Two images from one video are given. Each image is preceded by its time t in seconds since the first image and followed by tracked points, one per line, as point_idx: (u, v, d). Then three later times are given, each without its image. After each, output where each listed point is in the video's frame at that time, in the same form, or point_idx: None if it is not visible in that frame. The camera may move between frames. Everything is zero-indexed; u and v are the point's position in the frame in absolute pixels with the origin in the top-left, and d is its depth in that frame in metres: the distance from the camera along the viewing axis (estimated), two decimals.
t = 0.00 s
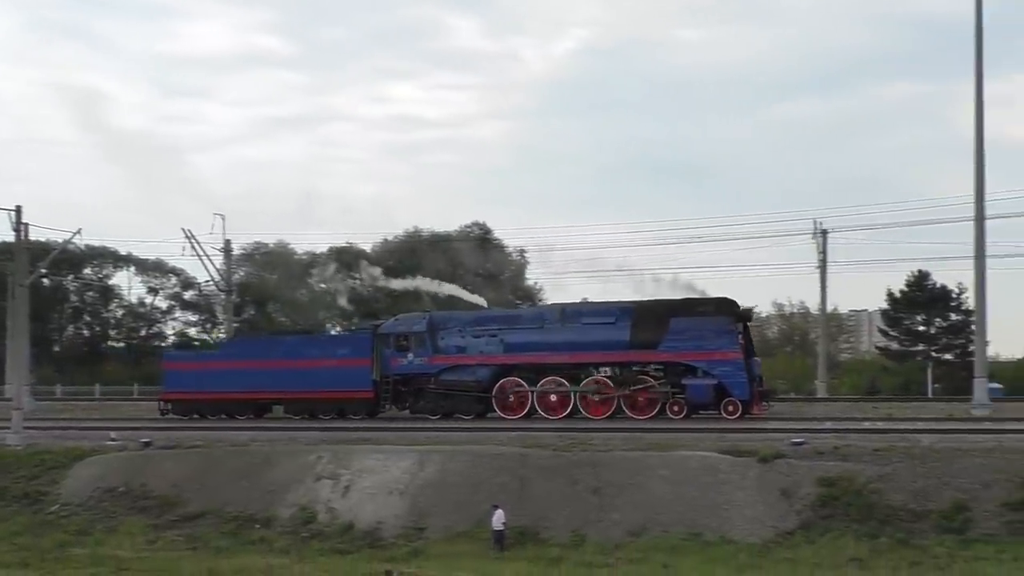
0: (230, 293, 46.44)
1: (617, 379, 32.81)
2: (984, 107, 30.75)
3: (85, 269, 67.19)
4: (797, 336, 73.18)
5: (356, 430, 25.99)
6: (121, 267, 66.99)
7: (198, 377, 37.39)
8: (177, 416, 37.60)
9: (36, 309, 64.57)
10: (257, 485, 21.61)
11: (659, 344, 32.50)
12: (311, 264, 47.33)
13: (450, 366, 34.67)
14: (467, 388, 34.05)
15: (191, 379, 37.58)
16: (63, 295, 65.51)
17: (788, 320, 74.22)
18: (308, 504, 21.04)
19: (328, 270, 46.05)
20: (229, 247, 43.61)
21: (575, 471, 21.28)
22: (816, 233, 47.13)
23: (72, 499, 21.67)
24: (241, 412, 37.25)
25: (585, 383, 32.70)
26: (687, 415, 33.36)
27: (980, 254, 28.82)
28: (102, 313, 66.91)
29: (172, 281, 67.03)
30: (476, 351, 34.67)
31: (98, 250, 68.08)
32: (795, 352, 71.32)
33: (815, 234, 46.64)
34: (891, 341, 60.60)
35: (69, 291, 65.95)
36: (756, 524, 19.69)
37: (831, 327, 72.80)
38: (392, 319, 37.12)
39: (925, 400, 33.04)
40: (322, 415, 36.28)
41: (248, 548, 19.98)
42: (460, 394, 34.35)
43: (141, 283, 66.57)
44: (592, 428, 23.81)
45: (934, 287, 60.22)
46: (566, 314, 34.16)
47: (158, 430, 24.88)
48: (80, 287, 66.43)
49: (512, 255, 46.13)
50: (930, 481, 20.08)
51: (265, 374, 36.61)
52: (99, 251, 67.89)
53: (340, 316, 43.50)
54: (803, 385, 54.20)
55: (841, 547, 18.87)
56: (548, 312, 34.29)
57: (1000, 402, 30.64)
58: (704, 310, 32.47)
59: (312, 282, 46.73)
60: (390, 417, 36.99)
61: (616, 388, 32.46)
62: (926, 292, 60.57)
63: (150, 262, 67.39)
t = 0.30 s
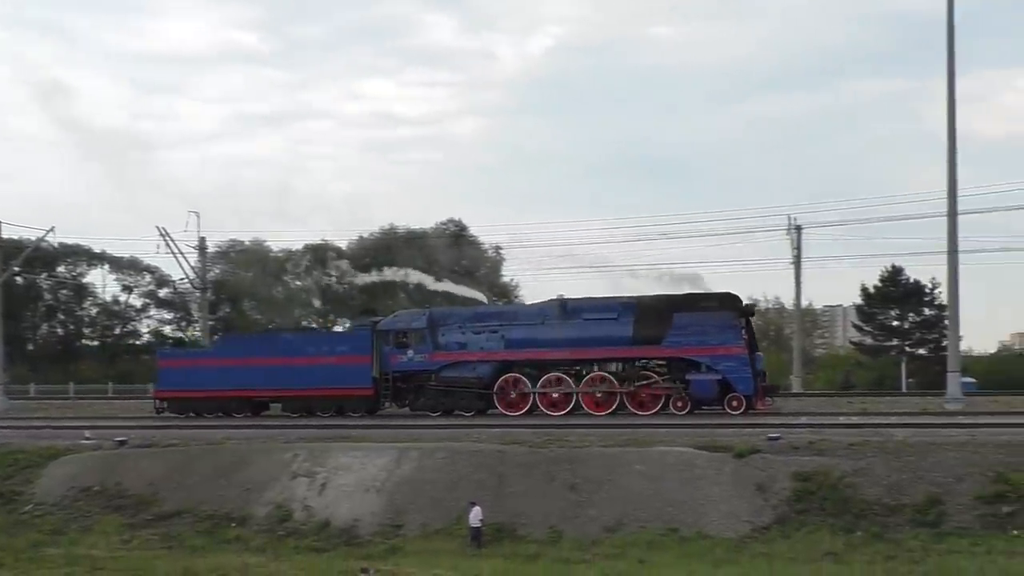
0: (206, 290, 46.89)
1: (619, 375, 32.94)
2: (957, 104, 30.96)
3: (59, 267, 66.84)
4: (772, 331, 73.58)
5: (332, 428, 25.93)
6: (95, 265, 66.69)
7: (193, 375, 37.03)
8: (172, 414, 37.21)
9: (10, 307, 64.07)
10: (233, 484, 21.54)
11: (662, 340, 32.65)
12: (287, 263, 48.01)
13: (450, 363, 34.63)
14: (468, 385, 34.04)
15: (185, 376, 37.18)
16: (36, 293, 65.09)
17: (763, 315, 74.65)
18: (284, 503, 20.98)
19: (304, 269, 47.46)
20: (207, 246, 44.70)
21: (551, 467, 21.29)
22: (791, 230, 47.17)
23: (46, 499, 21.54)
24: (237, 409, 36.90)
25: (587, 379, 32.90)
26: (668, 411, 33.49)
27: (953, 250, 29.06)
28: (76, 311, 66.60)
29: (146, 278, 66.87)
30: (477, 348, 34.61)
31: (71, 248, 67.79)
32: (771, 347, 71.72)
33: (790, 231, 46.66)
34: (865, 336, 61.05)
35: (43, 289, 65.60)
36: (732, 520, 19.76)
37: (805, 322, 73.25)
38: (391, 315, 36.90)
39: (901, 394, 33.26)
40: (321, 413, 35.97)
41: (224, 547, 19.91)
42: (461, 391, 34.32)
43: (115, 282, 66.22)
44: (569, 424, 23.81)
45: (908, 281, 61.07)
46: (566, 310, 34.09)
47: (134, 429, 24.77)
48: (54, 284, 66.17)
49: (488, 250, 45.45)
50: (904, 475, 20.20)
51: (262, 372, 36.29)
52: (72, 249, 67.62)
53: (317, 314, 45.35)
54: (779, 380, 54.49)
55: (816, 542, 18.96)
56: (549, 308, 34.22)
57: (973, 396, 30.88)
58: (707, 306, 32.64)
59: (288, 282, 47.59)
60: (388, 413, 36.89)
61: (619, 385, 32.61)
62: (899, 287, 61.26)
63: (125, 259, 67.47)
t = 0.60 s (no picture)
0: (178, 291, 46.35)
1: (620, 373, 32.93)
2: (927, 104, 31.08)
3: (30, 267, 66.52)
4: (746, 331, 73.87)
5: (304, 427, 25.87)
6: (67, 264, 66.31)
7: (188, 374, 36.75)
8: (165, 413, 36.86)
9: None
10: (206, 484, 21.46)
11: (664, 338, 32.61)
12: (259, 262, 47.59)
13: (449, 362, 34.72)
14: (467, 384, 34.18)
15: (180, 376, 36.87)
16: (7, 293, 65.02)
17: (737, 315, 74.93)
18: (257, 503, 20.91)
19: (277, 268, 46.78)
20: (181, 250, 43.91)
21: (525, 467, 21.29)
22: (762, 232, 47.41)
23: (17, 501, 21.43)
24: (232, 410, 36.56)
25: (587, 380, 32.85)
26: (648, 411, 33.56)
27: (924, 248, 29.18)
28: (48, 311, 66.11)
29: (118, 278, 66.70)
30: (475, 347, 34.67)
31: (43, 248, 67.40)
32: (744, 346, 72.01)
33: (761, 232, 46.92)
34: (837, 335, 61.34)
35: (14, 289, 65.48)
36: (705, 518, 19.80)
37: (779, 320, 73.61)
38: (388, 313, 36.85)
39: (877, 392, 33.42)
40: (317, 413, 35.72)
41: (197, 548, 19.83)
42: (460, 390, 34.48)
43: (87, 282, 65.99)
44: (543, 424, 23.81)
45: (879, 280, 61.10)
46: (566, 309, 34.09)
47: (104, 429, 24.65)
48: (25, 284, 66.01)
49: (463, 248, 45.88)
50: (876, 473, 20.29)
51: (258, 371, 36.05)
52: (43, 249, 67.24)
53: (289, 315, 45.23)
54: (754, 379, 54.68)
55: (789, 540, 19.02)
56: (548, 307, 34.23)
57: (945, 394, 31.10)
58: (709, 303, 32.58)
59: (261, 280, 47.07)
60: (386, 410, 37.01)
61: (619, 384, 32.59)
62: (871, 286, 61.58)
63: (97, 259, 67.15)
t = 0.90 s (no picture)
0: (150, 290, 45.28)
1: (619, 371, 32.94)
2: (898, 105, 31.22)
3: None
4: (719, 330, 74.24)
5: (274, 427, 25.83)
6: (37, 263, 65.78)
7: (182, 374, 36.60)
8: (159, 413, 36.70)
9: None
10: (178, 483, 21.36)
11: (664, 337, 32.66)
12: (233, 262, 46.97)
13: (447, 361, 34.66)
14: (464, 383, 34.10)
15: (174, 375, 36.70)
16: None
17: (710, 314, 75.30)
18: (230, 503, 20.81)
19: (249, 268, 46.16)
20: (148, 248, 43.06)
21: (498, 466, 21.28)
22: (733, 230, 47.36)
23: None
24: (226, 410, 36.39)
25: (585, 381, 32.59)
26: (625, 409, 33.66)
27: (894, 248, 29.34)
28: (17, 310, 65.77)
29: (88, 277, 66.46)
30: (473, 345, 34.64)
31: (13, 247, 66.82)
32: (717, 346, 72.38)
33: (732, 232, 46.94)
34: (808, 334, 61.73)
35: None
36: (678, 517, 19.86)
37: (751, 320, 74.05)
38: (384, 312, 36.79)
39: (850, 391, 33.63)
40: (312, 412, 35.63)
41: (168, 548, 19.72)
42: (457, 389, 34.36)
43: (57, 281, 65.65)
44: (517, 423, 23.82)
45: (849, 280, 61.51)
46: (565, 307, 34.11)
47: (74, 429, 24.55)
48: None
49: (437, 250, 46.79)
50: (847, 471, 20.41)
51: (253, 370, 35.91)
52: (13, 247, 66.68)
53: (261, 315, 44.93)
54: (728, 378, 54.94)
55: (761, 538, 19.10)
56: (547, 305, 34.26)
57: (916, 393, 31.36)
58: (709, 301, 32.67)
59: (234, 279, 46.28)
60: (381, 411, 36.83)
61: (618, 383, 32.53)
62: (841, 285, 61.93)
63: (66, 257, 66.78)
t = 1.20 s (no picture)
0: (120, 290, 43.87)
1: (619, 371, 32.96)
2: (867, 107, 31.28)
3: None
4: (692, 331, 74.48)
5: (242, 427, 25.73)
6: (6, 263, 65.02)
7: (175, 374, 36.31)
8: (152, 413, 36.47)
9: None
10: (149, 484, 21.25)
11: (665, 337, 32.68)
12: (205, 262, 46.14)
13: (445, 361, 34.56)
14: (462, 383, 34.04)
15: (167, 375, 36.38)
16: None
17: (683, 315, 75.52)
18: (201, 505, 20.72)
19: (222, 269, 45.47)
20: (116, 246, 41.75)
21: (470, 467, 21.26)
22: (706, 232, 46.97)
23: None
24: (220, 410, 36.14)
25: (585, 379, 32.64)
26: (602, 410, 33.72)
27: (865, 250, 29.42)
28: None
29: (59, 278, 65.59)
30: (471, 346, 34.54)
31: None
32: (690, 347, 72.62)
33: (704, 234, 46.68)
34: (779, 335, 61.93)
35: None
36: (650, 517, 19.91)
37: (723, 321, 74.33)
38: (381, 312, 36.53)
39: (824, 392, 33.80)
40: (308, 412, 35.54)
41: (138, 550, 19.62)
42: (455, 389, 34.32)
43: (26, 281, 65.01)
44: (489, 424, 23.81)
45: (821, 280, 61.69)
46: (565, 306, 34.01)
47: (41, 430, 24.42)
48: None
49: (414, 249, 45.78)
50: (818, 471, 20.47)
51: (248, 371, 35.68)
52: None
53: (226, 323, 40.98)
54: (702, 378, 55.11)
55: (733, 538, 19.16)
56: (546, 304, 34.14)
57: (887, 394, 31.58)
58: (710, 301, 32.74)
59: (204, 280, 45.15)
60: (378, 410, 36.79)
61: (619, 382, 32.58)
62: (812, 286, 62.13)
63: (35, 258, 66.02)
